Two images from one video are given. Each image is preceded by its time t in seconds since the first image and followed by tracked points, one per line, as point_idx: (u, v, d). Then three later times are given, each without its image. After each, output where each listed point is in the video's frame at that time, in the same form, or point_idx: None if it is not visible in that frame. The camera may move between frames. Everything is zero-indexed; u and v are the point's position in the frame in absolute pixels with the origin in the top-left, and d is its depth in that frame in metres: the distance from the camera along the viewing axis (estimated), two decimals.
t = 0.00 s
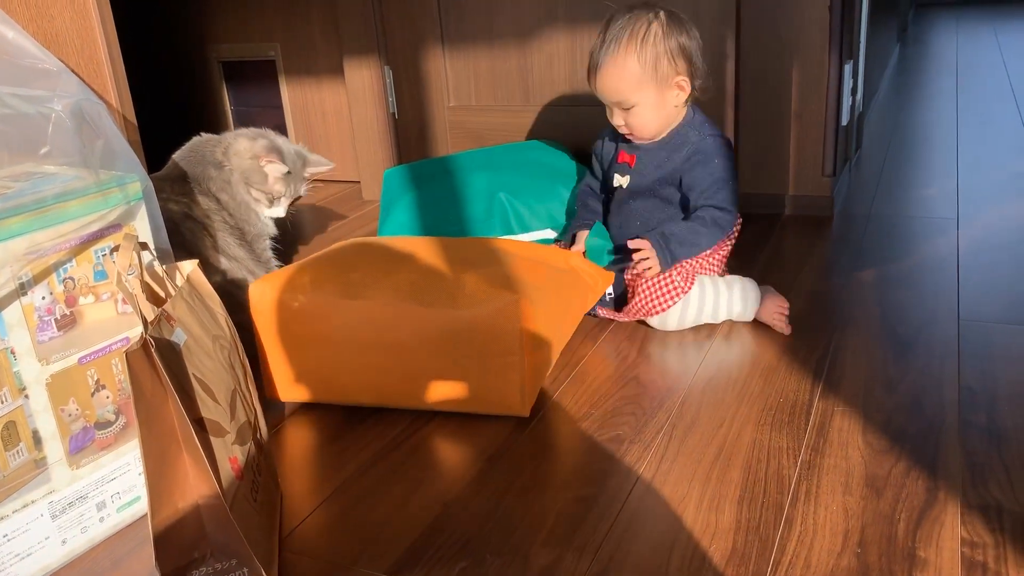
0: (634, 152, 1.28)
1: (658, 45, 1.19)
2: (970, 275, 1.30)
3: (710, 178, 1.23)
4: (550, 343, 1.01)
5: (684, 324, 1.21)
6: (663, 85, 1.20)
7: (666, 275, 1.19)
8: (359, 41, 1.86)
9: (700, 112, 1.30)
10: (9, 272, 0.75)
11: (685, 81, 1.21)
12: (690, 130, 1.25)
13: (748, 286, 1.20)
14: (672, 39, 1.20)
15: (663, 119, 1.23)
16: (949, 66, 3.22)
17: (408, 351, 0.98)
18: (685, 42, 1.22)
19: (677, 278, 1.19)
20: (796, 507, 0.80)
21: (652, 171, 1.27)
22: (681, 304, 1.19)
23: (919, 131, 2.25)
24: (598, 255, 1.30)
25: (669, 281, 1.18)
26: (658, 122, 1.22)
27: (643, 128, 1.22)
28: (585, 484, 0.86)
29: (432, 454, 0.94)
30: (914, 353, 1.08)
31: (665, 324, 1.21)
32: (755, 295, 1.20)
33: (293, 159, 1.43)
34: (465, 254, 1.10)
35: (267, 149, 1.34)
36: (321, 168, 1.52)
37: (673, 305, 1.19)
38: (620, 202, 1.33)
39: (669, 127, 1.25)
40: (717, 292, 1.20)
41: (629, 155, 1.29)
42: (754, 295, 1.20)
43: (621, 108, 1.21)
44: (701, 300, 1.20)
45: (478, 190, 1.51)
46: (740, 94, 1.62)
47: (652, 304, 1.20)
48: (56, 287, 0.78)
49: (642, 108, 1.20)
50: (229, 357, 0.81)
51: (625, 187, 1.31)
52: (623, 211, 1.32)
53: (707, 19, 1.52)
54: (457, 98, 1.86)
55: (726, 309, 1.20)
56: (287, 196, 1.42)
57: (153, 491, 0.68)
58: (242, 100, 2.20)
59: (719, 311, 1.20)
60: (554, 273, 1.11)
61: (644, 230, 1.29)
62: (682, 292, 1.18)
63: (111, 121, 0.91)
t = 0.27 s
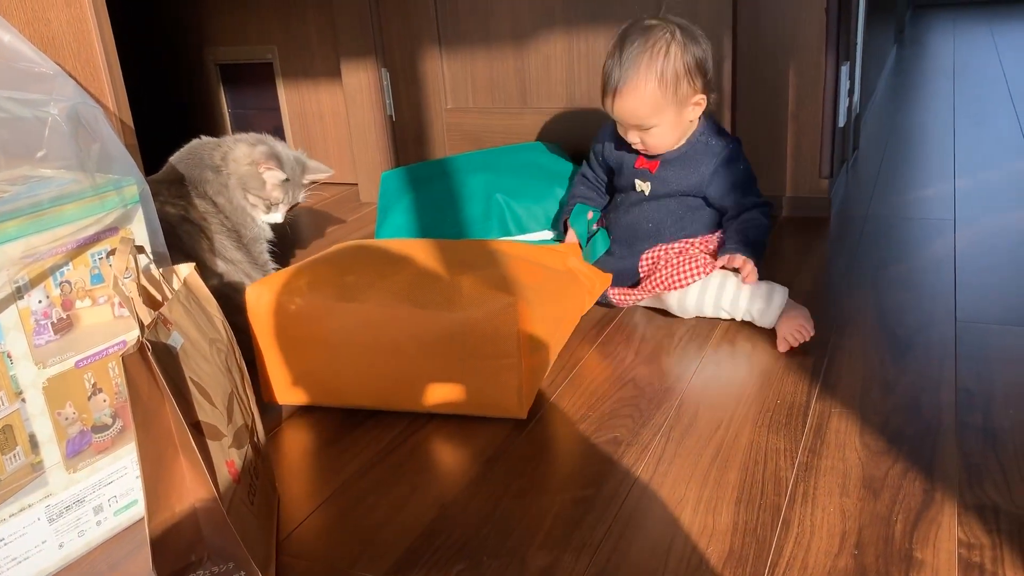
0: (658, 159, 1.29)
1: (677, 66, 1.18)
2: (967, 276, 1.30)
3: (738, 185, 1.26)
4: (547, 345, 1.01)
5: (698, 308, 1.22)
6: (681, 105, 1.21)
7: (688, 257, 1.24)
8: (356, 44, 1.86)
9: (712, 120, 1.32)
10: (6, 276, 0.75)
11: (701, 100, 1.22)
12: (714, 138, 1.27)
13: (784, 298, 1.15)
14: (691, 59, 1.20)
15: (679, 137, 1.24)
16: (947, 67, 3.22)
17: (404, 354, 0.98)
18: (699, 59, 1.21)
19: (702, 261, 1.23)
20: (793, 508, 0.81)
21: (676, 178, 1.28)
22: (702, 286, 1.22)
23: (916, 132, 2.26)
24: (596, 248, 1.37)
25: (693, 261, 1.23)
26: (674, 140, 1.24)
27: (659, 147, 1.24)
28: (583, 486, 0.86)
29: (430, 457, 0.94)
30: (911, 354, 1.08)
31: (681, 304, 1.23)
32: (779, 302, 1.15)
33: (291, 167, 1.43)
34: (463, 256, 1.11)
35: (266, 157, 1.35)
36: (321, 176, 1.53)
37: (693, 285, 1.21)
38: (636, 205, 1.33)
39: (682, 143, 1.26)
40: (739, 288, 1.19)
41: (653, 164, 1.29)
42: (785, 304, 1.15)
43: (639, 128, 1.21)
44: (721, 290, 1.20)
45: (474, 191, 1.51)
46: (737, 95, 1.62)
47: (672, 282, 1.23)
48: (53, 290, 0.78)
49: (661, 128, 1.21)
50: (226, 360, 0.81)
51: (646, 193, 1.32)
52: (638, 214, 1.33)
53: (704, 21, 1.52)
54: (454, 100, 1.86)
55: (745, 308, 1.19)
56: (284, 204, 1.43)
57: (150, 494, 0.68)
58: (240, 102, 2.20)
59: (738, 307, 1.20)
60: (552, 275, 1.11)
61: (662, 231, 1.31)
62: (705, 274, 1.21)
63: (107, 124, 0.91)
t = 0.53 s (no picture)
0: (671, 168, 1.29)
1: (687, 87, 1.19)
2: (965, 276, 1.30)
3: (751, 198, 1.26)
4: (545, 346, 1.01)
5: (710, 300, 1.21)
6: (691, 123, 1.22)
7: (708, 251, 1.26)
8: (354, 45, 1.86)
9: (725, 130, 1.32)
10: (5, 277, 0.75)
11: (712, 117, 1.23)
12: (728, 151, 1.28)
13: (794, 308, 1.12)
14: (702, 78, 1.20)
15: (689, 152, 1.26)
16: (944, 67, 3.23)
17: (403, 355, 0.98)
18: (710, 76, 1.21)
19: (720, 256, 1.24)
20: (791, 508, 0.81)
21: (689, 189, 1.29)
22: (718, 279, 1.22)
23: (914, 132, 2.26)
24: (595, 247, 1.38)
25: (713, 254, 1.24)
26: (684, 155, 1.26)
27: (669, 161, 1.26)
28: (582, 487, 0.86)
29: (429, 457, 0.94)
30: (909, 354, 1.08)
31: (696, 294, 1.23)
32: (788, 310, 1.12)
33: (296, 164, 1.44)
34: (461, 257, 1.11)
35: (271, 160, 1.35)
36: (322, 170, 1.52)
37: (711, 275, 1.22)
38: (646, 211, 1.34)
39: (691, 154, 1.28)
40: (753, 288, 1.17)
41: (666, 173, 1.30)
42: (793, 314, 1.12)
43: (649, 145, 1.23)
44: (734, 287, 1.19)
45: (473, 192, 1.51)
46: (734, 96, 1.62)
47: (690, 272, 1.24)
48: (51, 292, 0.78)
49: (670, 146, 1.23)
50: (225, 362, 0.81)
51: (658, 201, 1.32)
52: (648, 219, 1.33)
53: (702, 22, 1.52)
54: (452, 101, 1.87)
55: (752, 309, 1.15)
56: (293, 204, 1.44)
57: (149, 495, 0.68)
58: (238, 104, 2.20)
59: (746, 307, 1.17)
60: (551, 275, 1.11)
61: (672, 237, 1.31)
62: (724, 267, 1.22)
63: (106, 126, 0.91)
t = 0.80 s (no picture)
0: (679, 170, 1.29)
1: (696, 96, 1.19)
2: (961, 276, 1.30)
3: (756, 205, 1.26)
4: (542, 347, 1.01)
5: (708, 295, 1.21)
6: (699, 130, 1.22)
7: (710, 247, 1.26)
8: (351, 46, 1.86)
9: (736, 134, 1.31)
10: None
11: (721, 125, 1.23)
12: (737, 156, 1.27)
13: (792, 307, 1.12)
14: (712, 86, 1.19)
15: (698, 158, 1.26)
16: (941, 68, 3.23)
17: (399, 357, 0.98)
18: (721, 83, 1.21)
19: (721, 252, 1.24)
20: (788, 508, 0.81)
21: (695, 191, 1.29)
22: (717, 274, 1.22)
23: (910, 133, 2.26)
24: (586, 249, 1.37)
25: (714, 250, 1.24)
26: (692, 161, 1.26)
27: (677, 167, 1.27)
28: (578, 487, 0.86)
29: (425, 458, 0.94)
30: (905, 354, 1.08)
31: (694, 288, 1.23)
32: (785, 309, 1.12)
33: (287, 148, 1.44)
34: (458, 258, 1.11)
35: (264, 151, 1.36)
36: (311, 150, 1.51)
37: (711, 271, 1.22)
38: (651, 208, 1.35)
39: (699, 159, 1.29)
40: (752, 285, 1.17)
41: (673, 174, 1.30)
42: (790, 312, 1.12)
43: (657, 151, 1.24)
44: (732, 284, 1.19)
45: (470, 195, 1.51)
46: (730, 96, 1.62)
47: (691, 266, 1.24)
48: (47, 293, 0.78)
49: (678, 152, 1.24)
50: (221, 363, 0.81)
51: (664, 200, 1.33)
52: (652, 216, 1.34)
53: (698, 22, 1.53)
54: (449, 102, 1.87)
55: (749, 306, 1.16)
56: (294, 187, 1.47)
57: (144, 497, 0.68)
58: (234, 105, 2.20)
59: (744, 303, 1.16)
60: (547, 276, 1.11)
61: (674, 235, 1.33)
62: (725, 264, 1.22)
63: (101, 127, 0.90)
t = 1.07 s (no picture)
0: (686, 165, 1.30)
1: (703, 88, 1.20)
2: (959, 276, 1.31)
3: (761, 202, 1.27)
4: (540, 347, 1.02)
5: (708, 292, 1.21)
6: (707, 123, 1.24)
7: (714, 245, 1.26)
8: (349, 47, 1.86)
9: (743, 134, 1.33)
10: None
11: (728, 117, 1.24)
12: (744, 153, 1.29)
13: (791, 308, 1.12)
14: (718, 79, 1.21)
15: (705, 152, 1.28)
16: (939, 68, 3.23)
17: (398, 358, 0.98)
18: (727, 76, 1.23)
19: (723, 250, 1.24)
20: (786, 508, 0.81)
21: (702, 187, 1.30)
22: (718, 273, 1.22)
23: (909, 133, 2.27)
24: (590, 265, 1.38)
25: (715, 249, 1.25)
26: (700, 155, 1.28)
27: (685, 161, 1.28)
28: (577, 488, 0.86)
29: (424, 458, 0.94)
30: (903, 354, 1.08)
31: (694, 285, 1.23)
32: (784, 308, 1.12)
33: (280, 142, 1.44)
34: (457, 258, 1.11)
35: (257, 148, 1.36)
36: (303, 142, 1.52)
37: (712, 268, 1.22)
38: (657, 204, 1.35)
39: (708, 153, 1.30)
40: (752, 284, 1.17)
41: (681, 169, 1.31)
42: (789, 313, 1.12)
43: (666, 144, 1.26)
44: (732, 283, 1.19)
45: (468, 196, 1.51)
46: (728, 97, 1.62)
47: (694, 262, 1.24)
48: (46, 294, 0.78)
49: (686, 145, 1.25)
50: (220, 364, 0.81)
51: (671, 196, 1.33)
52: (657, 211, 1.34)
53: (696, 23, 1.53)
54: (448, 103, 1.87)
55: (749, 305, 1.16)
56: (291, 181, 1.47)
57: (144, 499, 0.68)
58: (233, 106, 2.20)
59: (744, 302, 1.17)
60: (546, 276, 1.11)
61: (678, 231, 1.32)
62: (726, 263, 1.22)
63: (100, 128, 0.90)
